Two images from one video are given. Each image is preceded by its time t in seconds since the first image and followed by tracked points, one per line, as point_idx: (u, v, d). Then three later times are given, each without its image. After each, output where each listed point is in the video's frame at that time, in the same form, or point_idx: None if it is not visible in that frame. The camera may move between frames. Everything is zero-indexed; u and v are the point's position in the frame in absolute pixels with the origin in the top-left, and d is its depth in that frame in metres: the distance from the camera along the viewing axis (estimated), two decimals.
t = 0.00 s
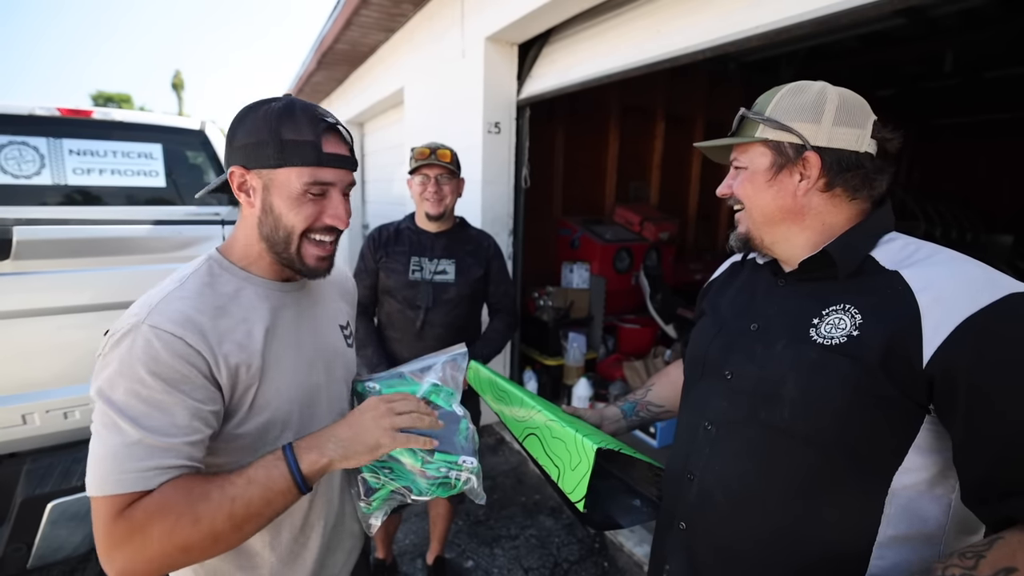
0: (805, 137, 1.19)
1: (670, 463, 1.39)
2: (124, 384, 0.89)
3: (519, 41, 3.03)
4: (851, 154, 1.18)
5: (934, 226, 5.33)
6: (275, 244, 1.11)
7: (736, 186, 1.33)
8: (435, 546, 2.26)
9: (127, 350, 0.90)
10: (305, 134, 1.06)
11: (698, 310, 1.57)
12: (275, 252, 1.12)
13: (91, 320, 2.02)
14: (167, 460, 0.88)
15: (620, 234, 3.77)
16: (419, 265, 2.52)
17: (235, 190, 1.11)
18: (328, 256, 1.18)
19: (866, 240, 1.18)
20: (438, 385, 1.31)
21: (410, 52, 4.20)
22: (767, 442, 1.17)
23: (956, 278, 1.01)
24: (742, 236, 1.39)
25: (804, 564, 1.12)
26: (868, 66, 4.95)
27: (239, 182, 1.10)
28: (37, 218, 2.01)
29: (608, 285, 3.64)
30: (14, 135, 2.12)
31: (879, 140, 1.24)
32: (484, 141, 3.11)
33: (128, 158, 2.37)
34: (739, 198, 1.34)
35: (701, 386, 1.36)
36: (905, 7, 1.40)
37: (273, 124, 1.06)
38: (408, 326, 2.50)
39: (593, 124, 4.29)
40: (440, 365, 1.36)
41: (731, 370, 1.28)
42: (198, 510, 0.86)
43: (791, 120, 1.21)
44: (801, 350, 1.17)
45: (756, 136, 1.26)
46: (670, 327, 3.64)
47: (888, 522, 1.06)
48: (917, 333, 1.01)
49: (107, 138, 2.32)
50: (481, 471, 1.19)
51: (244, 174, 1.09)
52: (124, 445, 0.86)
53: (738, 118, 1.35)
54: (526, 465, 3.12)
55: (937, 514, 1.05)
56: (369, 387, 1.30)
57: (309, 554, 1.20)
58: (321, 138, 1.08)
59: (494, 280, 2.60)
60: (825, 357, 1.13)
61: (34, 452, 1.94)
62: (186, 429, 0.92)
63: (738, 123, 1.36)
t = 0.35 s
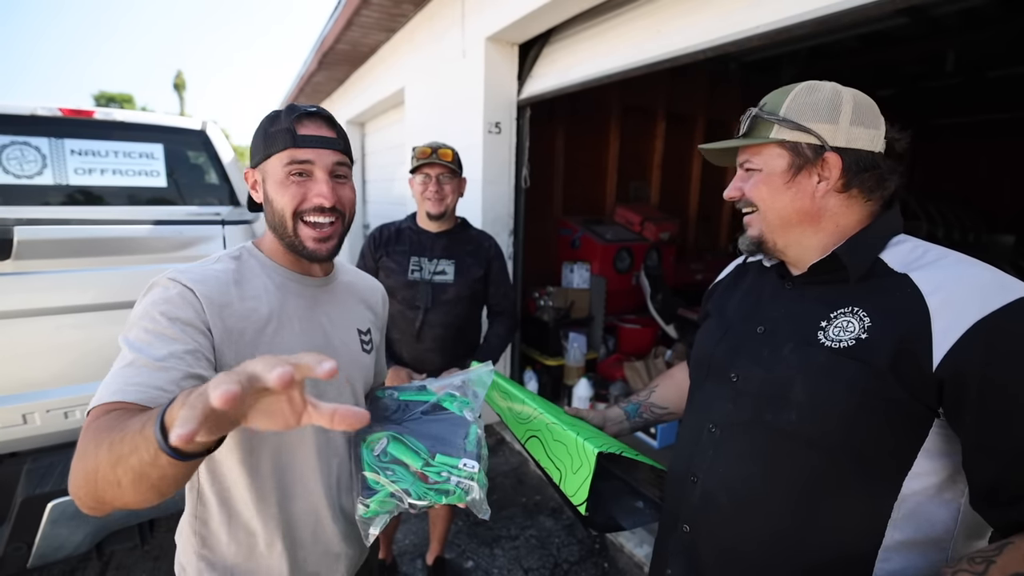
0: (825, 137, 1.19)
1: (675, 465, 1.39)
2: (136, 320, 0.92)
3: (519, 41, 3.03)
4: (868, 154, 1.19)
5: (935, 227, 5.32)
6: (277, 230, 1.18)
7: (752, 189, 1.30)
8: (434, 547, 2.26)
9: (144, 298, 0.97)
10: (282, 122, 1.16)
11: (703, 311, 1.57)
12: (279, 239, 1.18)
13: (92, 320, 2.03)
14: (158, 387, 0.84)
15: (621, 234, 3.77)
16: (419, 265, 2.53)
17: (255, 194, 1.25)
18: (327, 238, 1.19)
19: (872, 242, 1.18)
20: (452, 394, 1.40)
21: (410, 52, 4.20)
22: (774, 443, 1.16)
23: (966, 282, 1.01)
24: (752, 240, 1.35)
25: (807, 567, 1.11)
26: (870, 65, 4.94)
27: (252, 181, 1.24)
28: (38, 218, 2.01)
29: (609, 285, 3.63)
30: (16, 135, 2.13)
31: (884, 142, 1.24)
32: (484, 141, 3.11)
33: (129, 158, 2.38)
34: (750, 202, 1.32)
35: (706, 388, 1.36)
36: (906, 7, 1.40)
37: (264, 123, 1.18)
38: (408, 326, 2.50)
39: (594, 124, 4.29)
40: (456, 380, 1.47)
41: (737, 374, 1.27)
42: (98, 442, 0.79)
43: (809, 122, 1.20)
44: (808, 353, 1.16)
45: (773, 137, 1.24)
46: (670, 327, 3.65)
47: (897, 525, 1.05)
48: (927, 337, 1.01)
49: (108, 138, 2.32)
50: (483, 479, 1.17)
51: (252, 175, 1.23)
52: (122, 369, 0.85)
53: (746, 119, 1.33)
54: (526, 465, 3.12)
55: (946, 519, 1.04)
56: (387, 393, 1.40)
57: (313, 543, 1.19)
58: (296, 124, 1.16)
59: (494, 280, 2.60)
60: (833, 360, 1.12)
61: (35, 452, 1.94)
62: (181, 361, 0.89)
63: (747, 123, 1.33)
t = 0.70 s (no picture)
0: (844, 134, 1.18)
1: (676, 466, 1.39)
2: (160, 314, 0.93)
3: (520, 41, 3.02)
4: (878, 152, 1.22)
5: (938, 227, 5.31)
6: (299, 227, 1.18)
7: (768, 190, 1.25)
8: (435, 547, 2.26)
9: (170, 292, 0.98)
10: (311, 123, 1.18)
11: (704, 313, 1.57)
12: (301, 235, 1.18)
13: (94, 319, 2.03)
14: (175, 378, 0.83)
15: (622, 234, 3.76)
16: (420, 266, 2.53)
17: (279, 192, 1.27)
18: (348, 233, 1.19)
19: (871, 241, 1.17)
20: (454, 402, 1.41)
21: (411, 52, 4.20)
22: (774, 443, 1.16)
23: (965, 281, 1.01)
24: (764, 244, 1.30)
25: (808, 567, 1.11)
26: (871, 65, 4.94)
27: (279, 180, 1.26)
28: (40, 218, 2.02)
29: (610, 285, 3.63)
30: (18, 135, 2.13)
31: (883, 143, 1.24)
32: (485, 141, 3.11)
33: (131, 158, 2.38)
34: (766, 202, 1.26)
35: (706, 390, 1.35)
36: (908, 6, 1.40)
37: (292, 125, 1.21)
38: (409, 327, 2.50)
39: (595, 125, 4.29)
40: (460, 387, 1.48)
41: (737, 375, 1.27)
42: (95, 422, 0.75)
43: (829, 120, 1.18)
44: (807, 353, 1.16)
45: (795, 135, 1.20)
46: (672, 327, 3.63)
47: (898, 525, 1.05)
48: (926, 336, 1.00)
49: (110, 138, 2.32)
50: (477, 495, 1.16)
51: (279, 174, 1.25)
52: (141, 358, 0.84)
53: (756, 114, 1.29)
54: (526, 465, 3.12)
55: (949, 518, 1.03)
56: (392, 395, 1.39)
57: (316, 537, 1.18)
58: (325, 125, 1.18)
59: (495, 280, 2.60)
60: (832, 361, 1.12)
61: (36, 451, 1.94)
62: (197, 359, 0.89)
63: (759, 119, 1.28)
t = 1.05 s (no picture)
0: (870, 133, 1.19)
1: (675, 466, 1.40)
2: (170, 323, 0.90)
3: (521, 41, 3.03)
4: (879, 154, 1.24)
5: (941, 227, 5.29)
6: (305, 233, 1.18)
7: (802, 185, 1.19)
8: (436, 547, 2.26)
9: (178, 300, 0.96)
10: (317, 125, 1.18)
11: (702, 313, 1.58)
12: (308, 240, 1.18)
13: (98, 319, 2.04)
14: (186, 399, 0.82)
15: (624, 234, 3.76)
16: (422, 266, 2.53)
17: (285, 193, 1.28)
18: (355, 239, 1.19)
19: (868, 240, 1.18)
20: (458, 399, 1.41)
21: (413, 53, 4.20)
22: (772, 443, 1.16)
23: (960, 278, 1.01)
24: (791, 243, 1.23)
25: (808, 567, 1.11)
26: (874, 65, 4.92)
27: (285, 179, 1.26)
28: (44, 217, 2.03)
29: (612, 285, 3.63)
30: (23, 136, 2.15)
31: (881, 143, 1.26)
32: (487, 141, 3.11)
33: (134, 159, 2.39)
34: (799, 199, 1.20)
35: (704, 390, 1.35)
36: (910, 6, 1.39)
37: (297, 126, 1.20)
38: (411, 327, 2.51)
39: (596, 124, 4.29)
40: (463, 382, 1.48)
41: (734, 376, 1.27)
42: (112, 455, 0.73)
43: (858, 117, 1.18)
44: (804, 353, 1.16)
45: (834, 128, 1.16)
46: (674, 327, 3.63)
47: (897, 523, 1.04)
48: (923, 334, 1.00)
49: (113, 139, 2.34)
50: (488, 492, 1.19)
51: (285, 176, 1.26)
52: (153, 374, 0.82)
53: (776, 108, 1.22)
54: (528, 465, 3.12)
55: (948, 515, 1.03)
56: (396, 396, 1.38)
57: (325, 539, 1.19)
58: (332, 127, 1.18)
59: (496, 281, 2.60)
60: (829, 360, 1.12)
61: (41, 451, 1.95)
62: (211, 372, 0.88)
63: (786, 110, 1.19)
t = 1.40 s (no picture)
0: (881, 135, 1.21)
1: (673, 466, 1.39)
2: (163, 312, 0.89)
3: (523, 41, 3.03)
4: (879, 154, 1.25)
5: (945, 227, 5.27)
6: (303, 240, 1.18)
7: (823, 183, 1.19)
8: (438, 547, 2.26)
9: (172, 290, 0.95)
10: (319, 130, 1.14)
11: (700, 313, 1.57)
12: (299, 244, 1.18)
13: (102, 319, 2.05)
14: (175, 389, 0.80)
15: (626, 234, 3.76)
16: (423, 266, 2.54)
17: (278, 192, 1.26)
18: (347, 252, 1.20)
19: (867, 239, 1.17)
20: (459, 396, 1.40)
21: (415, 53, 4.21)
22: (769, 443, 1.16)
23: (957, 276, 1.01)
24: (810, 243, 1.21)
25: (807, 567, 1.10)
26: (878, 63, 4.90)
27: (279, 178, 1.24)
28: (48, 218, 2.04)
29: (613, 284, 3.63)
30: (27, 137, 2.16)
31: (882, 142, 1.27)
32: (489, 141, 3.11)
33: (137, 160, 2.40)
34: (823, 197, 1.19)
35: (702, 389, 1.35)
36: (912, 4, 1.39)
37: (296, 127, 1.17)
38: (412, 327, 2.51)
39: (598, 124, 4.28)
40: (463, 382, 1.47)
41: (732, 375, 1.27)
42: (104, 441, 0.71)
43: (875, 115, 1.19)
44: (802, 353, 1.16)
45: (859, 125, 1.15)
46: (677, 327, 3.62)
47: (893, 522, 1.04)
48: (921, 333, 1.00)
49: (117, 139, 2.35)
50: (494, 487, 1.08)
51: (281, 176, 1.23)
52: (139, 359, 0.80)
53: (800, 101, 1.20)
54: (530, 465, 3.12)
55: (945, 513, 1.03)
56: (395, 397, 1.39)
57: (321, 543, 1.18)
58: (333, 137, 1.15)
59: (498, 280, 2.60)
60: (827, 359, 1.12)
61: (44, 450, 1.96)
62: (198, 367, 0.86)
63: (810, 104, 1.18)
